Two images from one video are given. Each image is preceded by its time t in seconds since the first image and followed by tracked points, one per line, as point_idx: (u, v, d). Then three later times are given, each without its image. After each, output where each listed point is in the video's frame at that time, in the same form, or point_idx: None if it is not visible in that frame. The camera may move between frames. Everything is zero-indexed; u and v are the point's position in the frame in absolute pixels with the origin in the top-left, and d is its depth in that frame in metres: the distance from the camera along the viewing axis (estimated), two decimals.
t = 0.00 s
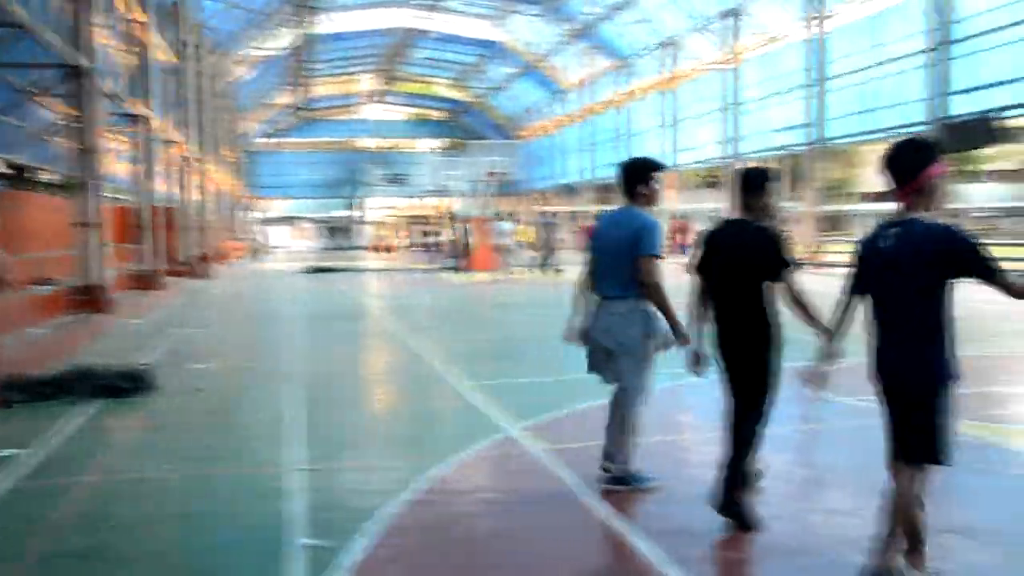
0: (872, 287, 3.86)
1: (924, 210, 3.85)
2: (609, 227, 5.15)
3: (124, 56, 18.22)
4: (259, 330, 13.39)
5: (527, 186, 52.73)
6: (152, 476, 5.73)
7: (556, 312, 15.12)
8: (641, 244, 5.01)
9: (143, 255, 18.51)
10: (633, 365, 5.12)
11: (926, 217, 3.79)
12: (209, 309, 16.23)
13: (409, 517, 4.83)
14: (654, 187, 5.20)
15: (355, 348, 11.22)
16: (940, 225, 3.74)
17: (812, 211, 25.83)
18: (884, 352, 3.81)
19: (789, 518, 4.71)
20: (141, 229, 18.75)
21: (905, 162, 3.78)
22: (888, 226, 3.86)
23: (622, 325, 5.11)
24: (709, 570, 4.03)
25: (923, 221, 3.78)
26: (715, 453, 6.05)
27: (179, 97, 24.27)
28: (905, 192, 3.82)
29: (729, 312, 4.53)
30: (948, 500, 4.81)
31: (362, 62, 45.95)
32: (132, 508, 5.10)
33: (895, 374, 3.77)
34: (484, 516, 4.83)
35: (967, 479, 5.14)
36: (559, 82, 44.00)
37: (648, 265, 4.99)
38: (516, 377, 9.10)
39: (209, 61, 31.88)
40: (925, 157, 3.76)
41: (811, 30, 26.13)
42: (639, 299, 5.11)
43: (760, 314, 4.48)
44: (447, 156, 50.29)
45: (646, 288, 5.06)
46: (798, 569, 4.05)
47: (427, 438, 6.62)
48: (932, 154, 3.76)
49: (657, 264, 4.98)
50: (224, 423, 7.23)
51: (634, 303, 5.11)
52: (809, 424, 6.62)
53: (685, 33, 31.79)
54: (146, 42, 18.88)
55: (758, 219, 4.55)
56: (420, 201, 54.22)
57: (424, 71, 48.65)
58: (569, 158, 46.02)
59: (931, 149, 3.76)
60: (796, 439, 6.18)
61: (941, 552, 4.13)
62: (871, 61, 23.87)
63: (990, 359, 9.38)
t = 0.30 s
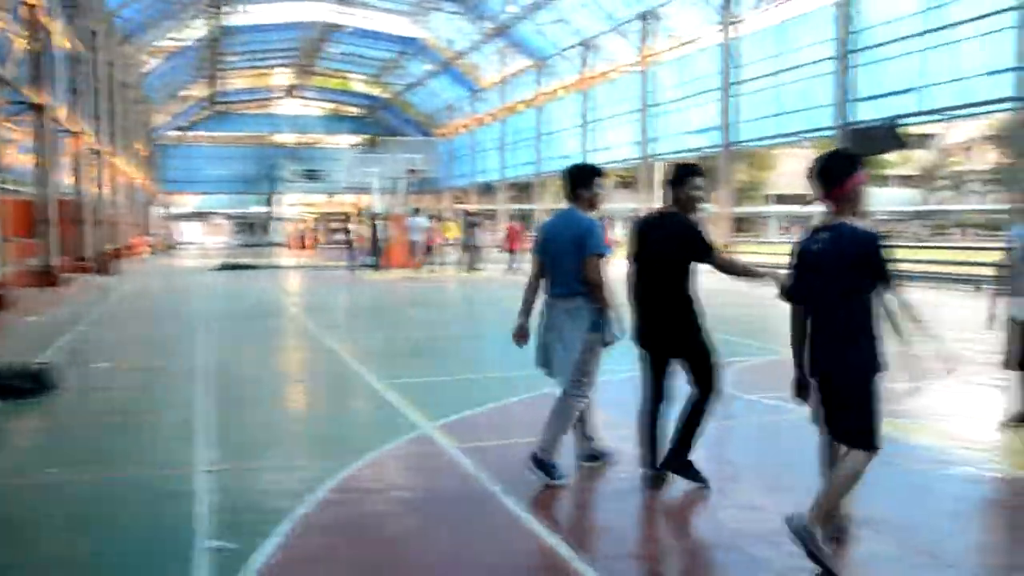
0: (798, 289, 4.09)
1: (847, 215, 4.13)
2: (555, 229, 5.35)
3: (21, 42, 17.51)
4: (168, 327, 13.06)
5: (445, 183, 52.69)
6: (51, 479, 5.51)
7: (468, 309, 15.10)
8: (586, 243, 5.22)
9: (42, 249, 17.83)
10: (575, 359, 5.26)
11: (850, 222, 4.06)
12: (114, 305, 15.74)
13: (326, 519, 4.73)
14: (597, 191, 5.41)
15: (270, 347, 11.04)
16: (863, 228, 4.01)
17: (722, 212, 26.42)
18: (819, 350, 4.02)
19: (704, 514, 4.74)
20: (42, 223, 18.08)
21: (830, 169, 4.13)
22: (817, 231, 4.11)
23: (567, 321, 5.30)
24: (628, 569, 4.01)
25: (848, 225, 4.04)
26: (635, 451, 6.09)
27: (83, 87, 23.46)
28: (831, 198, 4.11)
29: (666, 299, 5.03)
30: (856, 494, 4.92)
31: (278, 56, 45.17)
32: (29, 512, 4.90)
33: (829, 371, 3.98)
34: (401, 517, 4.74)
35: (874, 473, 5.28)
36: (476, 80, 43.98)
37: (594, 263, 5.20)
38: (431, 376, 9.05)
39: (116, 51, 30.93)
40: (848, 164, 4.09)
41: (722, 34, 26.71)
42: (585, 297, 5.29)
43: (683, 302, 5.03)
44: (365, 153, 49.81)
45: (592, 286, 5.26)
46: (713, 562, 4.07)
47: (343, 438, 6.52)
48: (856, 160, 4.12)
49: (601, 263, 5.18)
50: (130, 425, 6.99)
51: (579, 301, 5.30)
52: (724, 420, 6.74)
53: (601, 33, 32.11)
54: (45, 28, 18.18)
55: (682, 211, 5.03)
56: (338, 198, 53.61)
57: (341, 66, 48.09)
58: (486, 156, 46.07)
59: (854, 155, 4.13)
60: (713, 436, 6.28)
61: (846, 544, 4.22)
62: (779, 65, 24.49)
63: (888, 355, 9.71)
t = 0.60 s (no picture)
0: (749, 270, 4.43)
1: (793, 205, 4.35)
2: (509, 222, 5.59)
3: None
4: (87, 326, 12.77)
5: (380, 180, 52.43)
6: None
7: (397, 307, 15.07)
8: (537, 236, 5.45)
9: None
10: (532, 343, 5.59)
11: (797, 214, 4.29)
12: (30, 305, 15.32)
13: (252, 520, 4.68)
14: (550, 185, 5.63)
15: (200, 345, 10.88)
16: (805, 221, 4.26)
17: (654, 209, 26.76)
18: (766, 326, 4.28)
19: (626, 507, 4.79)
20: None
21: (776, 164, 4.34)
22: (765, 220, 4.36)
23: (522, 312, 5.56)
24: (552, 562, 4.03)
25: (795, 217, 4.28)
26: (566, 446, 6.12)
27: None
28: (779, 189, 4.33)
29: (616, 289, 5.21)
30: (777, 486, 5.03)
31: (207, 50, 44.40)
32: None
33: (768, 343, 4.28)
34: (330, 517, 4.72)
35: (794, 464, 5.41)
36: (410, 76, 43.80)
37: (545, 255, 5.43)
38: (364, 373, 9.01)
39: (35, 43, 30.09)
40: (795, 159, 4.30)
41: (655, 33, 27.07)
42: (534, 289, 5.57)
43: (641, 290, 5.23)
44: (297, 148, 49.22)
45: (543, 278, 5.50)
46: (632, 554, 4.11)
47: (274, 437, 6.47)
48: (801, 158, 4.31)
49: (551, 258, 5.42)
50: (52, 426, 6.83)
51: (528, 293, 5.58)
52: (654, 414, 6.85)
53: (534, 31, 32.25)
54: None
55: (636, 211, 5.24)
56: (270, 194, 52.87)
57: (273, 61, 47.48)
58: (420, 153, 45.93)
59: (800, 152, 4.32)
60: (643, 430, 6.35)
61: (763, 532, 4.34)
62: (709, 65, 24.88)
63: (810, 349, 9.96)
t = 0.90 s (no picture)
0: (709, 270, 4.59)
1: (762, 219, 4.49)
2: (473, 224, 5.70)
3: None
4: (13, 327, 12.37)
5: (321, 180, 51.97)
6: None
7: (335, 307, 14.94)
8: (500, 240, 5.55)
9: None
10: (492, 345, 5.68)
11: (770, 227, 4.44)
12: None
13: (186, 523, 4.59)
14: (515, 190, 5.76)
15: (133, 347, 10.62)
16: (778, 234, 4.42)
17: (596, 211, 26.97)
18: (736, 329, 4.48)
19: (565, 507, 4.79)
20: None
21: (744, 175, 4.48)
22: (736, 229, 4.52)
23: (482, 314, 5.66)
24: (487, 563, 4.02)
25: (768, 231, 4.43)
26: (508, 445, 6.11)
27: None
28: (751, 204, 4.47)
29: (587, 282, 5.54)
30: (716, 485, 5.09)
31: (142, 44, 43.44)
32: None
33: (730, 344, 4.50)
34: (268, 519, 4.66)
35: (733, 463, 5.50)
36: (352, 75, 43.48)
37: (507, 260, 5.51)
38: (303, 375, 8.92)
39: None
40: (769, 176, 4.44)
41: (595, 37, 27.21)
42: (493, 290, 5.67)
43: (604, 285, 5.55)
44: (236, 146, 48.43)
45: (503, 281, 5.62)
46: (570, 554, 4.12)
47: (211, 439, 6.37)
48: (767, 171, 4.44)
49: (512, 263, 5.49)
50: None
51: (488, 296, 5.68)
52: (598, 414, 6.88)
53: (477, 32, 32.25)
54: None
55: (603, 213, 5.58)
56: (208, 193, 51.96)
57: (211, 57, 46.67)
58: (361, 153, 45.62)
59: (768, 166, 4.45)
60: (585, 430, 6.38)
61: (700, 531, 4.38)
62: (649, 69, 25.12)
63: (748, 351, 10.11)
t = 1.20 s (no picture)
0: (686, 260, 4.93)
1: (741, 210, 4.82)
2: (448, 221, 5.92)
3: None
4: None
5: (276, 177, 51.52)
6: None
7: (289, 304, 14.83)
8: (478, 235, 5.79)
9: None
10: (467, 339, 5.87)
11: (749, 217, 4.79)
12: None
13: (139, 526, 4.52)
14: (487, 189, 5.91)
15: (84, 347, 10.43)
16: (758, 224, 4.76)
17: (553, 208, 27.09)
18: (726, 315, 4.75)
19: (524, 504, 4.80)
20: None
21: (719, 172, 4.78)
22: (715, 222, 4.84)
23: (460, 306, 5.85)
24: (446, 561, 4.02)
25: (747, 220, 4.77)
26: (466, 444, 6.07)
27: None
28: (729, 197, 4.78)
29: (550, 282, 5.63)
30: (674, 481, 5.14)
31: (91, 38, 42.61)
32: None
33: (722, 335, 4.76)
34: (222, 521, 4.61)
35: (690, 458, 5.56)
36: (308, 71, 43.12)
37: (485, 253, 5.76)
38: (259, 373, 8.85)
39: None
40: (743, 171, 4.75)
41: (551, 33, 27.25)
42: (472, 284, 5.86)
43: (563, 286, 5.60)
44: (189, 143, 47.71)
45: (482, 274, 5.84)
46: (528, 551, 4.12)
47: (164, 440, 6.28)
48: (741, 166, 4.75)
49: (489, 254, 5.75)
50: None
51: (461, 289, 5.85)
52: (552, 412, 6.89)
53: (433, 28, 32.17)
54: None
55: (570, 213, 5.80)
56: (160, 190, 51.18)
57: (162, 52, 45.94)
58: (318, 149, 45.32)
59: (740, 161, 4.76)
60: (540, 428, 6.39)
61: (658, 525, 4.42)
62: (606, 66, 25.24)
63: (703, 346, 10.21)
